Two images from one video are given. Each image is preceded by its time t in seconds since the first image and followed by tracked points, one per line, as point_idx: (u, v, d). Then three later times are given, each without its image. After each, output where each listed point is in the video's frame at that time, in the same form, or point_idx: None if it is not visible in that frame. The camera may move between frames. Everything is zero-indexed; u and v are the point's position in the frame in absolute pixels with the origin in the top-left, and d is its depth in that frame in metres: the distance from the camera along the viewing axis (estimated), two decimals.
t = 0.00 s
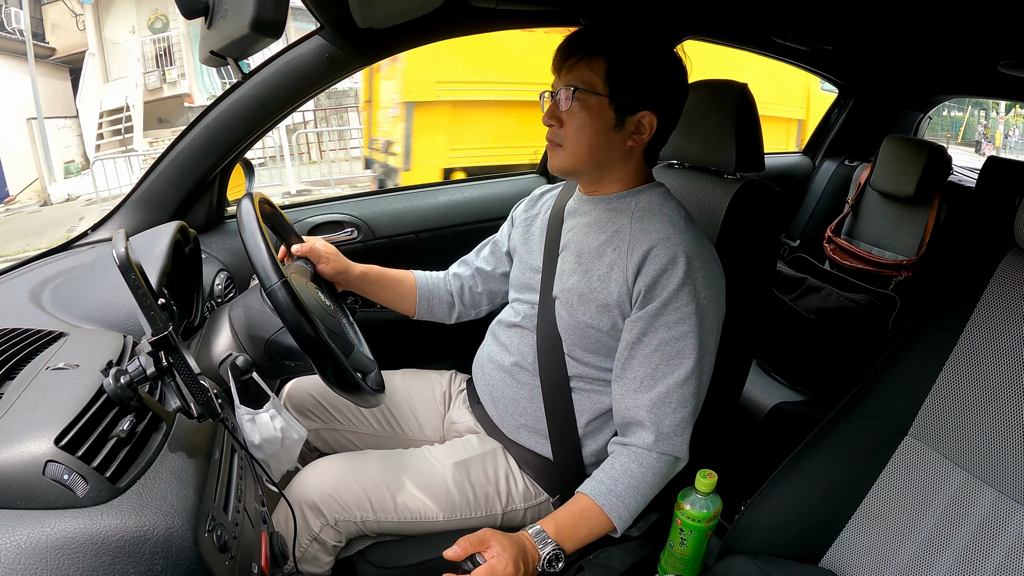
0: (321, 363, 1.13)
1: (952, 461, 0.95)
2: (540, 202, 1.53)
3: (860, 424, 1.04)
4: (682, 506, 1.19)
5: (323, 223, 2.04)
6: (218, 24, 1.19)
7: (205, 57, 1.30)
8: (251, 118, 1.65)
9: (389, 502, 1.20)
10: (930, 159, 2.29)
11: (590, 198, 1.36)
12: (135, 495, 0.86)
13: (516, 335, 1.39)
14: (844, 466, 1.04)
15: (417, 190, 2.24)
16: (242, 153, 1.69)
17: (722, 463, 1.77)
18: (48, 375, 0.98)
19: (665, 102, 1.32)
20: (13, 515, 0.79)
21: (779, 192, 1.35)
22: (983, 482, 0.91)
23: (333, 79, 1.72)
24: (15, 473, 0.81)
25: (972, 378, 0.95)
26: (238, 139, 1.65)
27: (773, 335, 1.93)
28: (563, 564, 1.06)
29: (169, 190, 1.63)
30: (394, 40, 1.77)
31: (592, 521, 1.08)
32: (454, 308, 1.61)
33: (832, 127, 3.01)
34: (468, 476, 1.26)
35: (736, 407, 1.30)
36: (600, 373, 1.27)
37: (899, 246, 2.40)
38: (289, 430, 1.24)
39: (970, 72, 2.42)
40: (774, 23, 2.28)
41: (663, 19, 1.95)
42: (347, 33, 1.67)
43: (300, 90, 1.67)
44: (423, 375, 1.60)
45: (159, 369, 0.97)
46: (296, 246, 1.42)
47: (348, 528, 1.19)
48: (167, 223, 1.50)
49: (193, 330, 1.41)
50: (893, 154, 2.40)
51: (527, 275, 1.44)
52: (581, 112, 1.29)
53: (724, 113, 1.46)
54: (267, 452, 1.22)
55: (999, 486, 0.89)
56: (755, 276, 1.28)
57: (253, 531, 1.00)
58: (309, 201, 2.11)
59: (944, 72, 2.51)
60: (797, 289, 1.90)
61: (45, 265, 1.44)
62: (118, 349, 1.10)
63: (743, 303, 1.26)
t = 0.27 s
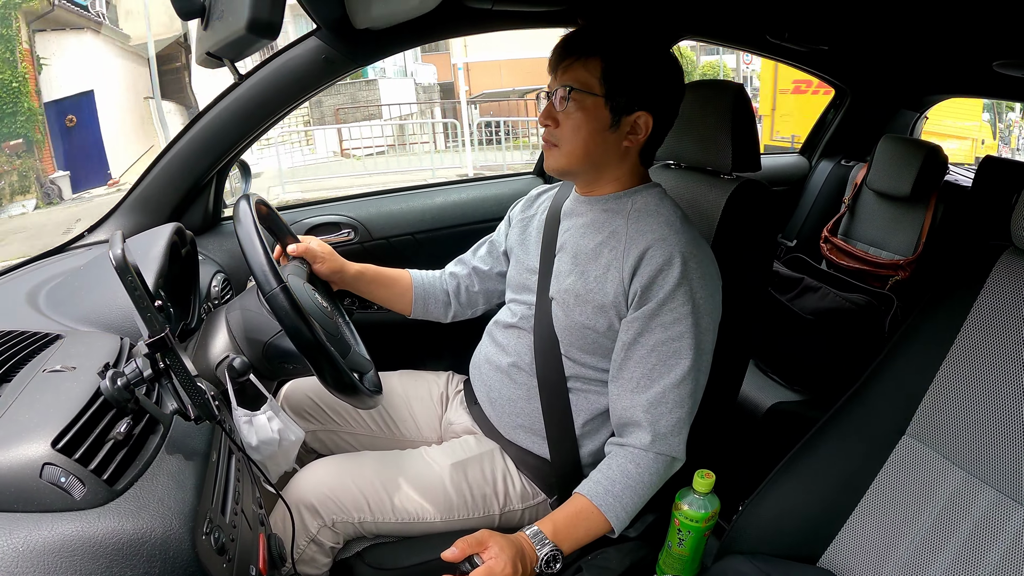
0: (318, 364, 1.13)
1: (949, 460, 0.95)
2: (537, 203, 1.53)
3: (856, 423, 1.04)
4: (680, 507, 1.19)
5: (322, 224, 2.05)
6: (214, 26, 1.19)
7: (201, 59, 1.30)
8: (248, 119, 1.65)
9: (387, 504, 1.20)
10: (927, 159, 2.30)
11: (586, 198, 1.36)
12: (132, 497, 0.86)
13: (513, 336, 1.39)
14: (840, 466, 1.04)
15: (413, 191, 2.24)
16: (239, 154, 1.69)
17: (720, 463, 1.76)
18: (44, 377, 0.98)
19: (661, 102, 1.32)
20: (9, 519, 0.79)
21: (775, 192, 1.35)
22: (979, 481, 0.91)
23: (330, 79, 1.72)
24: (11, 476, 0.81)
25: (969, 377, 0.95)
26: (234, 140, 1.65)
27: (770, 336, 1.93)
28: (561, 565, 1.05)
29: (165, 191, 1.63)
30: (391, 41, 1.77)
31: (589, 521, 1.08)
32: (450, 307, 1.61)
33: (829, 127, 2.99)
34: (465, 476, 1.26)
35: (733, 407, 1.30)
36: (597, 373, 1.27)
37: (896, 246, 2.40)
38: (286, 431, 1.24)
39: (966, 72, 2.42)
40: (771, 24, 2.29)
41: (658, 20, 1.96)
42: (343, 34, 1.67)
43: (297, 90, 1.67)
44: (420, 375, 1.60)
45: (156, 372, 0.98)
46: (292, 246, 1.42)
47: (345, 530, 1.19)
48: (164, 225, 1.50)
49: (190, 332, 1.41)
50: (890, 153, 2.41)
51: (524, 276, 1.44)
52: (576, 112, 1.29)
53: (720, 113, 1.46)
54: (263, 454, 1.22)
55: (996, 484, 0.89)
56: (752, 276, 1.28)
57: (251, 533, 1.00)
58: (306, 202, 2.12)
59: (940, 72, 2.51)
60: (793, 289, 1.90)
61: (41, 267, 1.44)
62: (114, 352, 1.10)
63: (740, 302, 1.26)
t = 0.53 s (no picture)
0: (314, 364, 1.13)
1: (946, 458, 0.95)
2: (533, 202, 1.53)
3: (852, 420, 1.04)
4: (677, 505, 1.18)
5: (317, 224, 2.05)
6: (208, 25, 1.19)
7: (196, 58, 1.30)
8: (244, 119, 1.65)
9: (385, 504, 1.20)
10: (922, 157, 2.31)
11: (582, 196, 1.36)
12: (129, 499, 0.86)
13: (510, 335, 1.39)
14: (836, 463, 1.04)
15: (409, 191, 2.24)
16: (235, 154, 1.69)
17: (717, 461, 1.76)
18: (40, 378, 0.97)
19: (657, 100, 1.32)
20: (6, 520, 0.79)
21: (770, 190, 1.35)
22: (976, 479, 0.91)
23: (325, 79, 1.72)
24: (8, 478, 0.81)
25: (966, 374, 0.96)
26: (230, 140, 1.64)
27: (766, 334, 1.94)
28: (559, 564, 1.06)
29: (161, 191, 1.63)
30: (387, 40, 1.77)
31: (587, 520, 1.08)
32: (447, 308, 1.61)
33: (824, 124, 3.00)
34: (463, 476, 1.26)
35: (730, 405, 1.30)
36: (594, 372, 1.27)
37: (892, 244, 2.40)
38: (283, 432, 1.24)
39: (962, 70, 2.43)
40: (766, 23, 2.29)
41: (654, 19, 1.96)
42: (339, 33, 1.66)
43: (292, 90, 1.67)
44: (416, 375, 1.60)
45: (152, 372, 0.97)
46: (290, 247, 1.43)
47: (343, 530, 1.19)
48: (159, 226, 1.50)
49: (186, 333, 1.39)
50: (886, 151, 2.41)
51: (520, 275, 1.44)
52: (571, 109, 1.29)
53: (714, 111, 1.46)
54: (260, 455, 1.21)
55: (993, 481, 0.90)
56: (748, 274, 1.29)
57: (248, 533, 1.00)
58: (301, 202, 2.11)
59: (936, 70, 2.52)
60: (790, 287, 1.90)
61: (38, 267, 1.44)
62: (111, 352, 1.10)
63: (736, 300, 1.26)
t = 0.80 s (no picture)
0: (312, 362, 1.13)
1: (944, 454, 0.95)
2: (530, 200, 1.53)
3: (850, 416, 1.04)
4: (675, 502, 1.19)
5: (313, 223, 2.04)
6: (205, 24, 1.18)
7: (193, 57, 1.30)
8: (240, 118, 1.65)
9: (383, 502, 1.20)
10: (919, 154, 2.32)
11: (579, 193, 1.36)
12: (127, 499, 0.86)
13: (507, 333, 1.39)
14: (833, 459, 1.04)
15: (405, 189, 2.24)
16: (231, 153, 1.69)
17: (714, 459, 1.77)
18: (38, 378, 0.97)
19: (654, 97, 1.32)
20: (3, 521, 0.79)
21: (766, 187, 1.35)
22: (974, 475, 0.91)
23: (321, 77, 1.71)
24: (6, 478, 0.81)
25: (964, 371, 0.96)
26: (226, 138, 1.64)
27: (763, 331, 1.94)
28: (557, 562, 1.06)
29: (158, 190, 1.63)
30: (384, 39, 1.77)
31: (586, 518, 1.08)
32: (447, 309, 1.61)
33: (820, 122, 2.99)
34: (461, 474, 1.26)
35: (727, 402, 1.30)
36: (591, 370, 1.27)
37: (888, 241, 2.41)
38: (280, 431, 1.23)
39: (958, 67, 2.43)
40: (763, 20, 2.29)
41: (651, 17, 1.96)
42: (335, 32, 1.66)
43: (288, 88, 1.67)
44: (412, 373, 1.59)
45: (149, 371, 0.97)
46: (289, 248, 1.42)
47: (341, 528, 1.19)
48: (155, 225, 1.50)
49: (182, 332, 1.42)
50: (883, 149, 2.42)
51: (518, 273, 1.44)
52: (568, 105, 1.29)
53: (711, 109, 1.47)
54: (258, 454, 1.21)
55: (990, 477, 0.90)
56: (745, 272, 1.29)
57: (246, 533, 1.00)
58: (297, 202, 2.11)
59: (933, 68, 2.53)
60: (786, 284, 1.90)
61: (34, 267, 1.44)
62: (108, 352, 1.10)
63: (733, 297, 1.27)
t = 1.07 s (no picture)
0: (311, 363, 1.13)
1: (945, 448, 0.95)
2: (529, 198, 1.53)
3: (851, 411, 1.04)
4: (676, 499, 1.19)
5: (312, 223, 2.03)
6: (203, 24, 1.18)
7: (190, 58, 1.29)
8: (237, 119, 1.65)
9: (384, 503, 1.20)
10: (917, 149, 2.32)
11: (578, 191, 1.36)
12: (129, 501, 0.86)
13: (507, 331, 1.39)
14: (834, 455, 1.04)
15: (404, 189, 2.24)
16: (229, 154, 1.68)
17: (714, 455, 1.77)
18: (38, 381, 0.97)
19: (653, 95, 1.32)
20: (5, 524, 0.79)
21: (764, 184, 1.36)
22: (976, 470, 0.91)
23: (318, 78, 1.71)
24: (7, 482, 0.81)
25: (964, 366, 0.96)
26: (224, 140, 1.64)
27: (762, 327, 1.94)
28: (559, 560, 1.06)
29: (156, 192, 1.62)
30: (381, 38, 1.77)
31: (587, 517, 1.08)
32: (449, 311, 1.61)
33: (818, 119, 3.00)
34: (462, 473, 1.26)
35: (727, 398, 1.31)
36: (591, 367, 1.27)
37: (887, 236, 2.41)
38: (280, 432, 1.23)
39: (956, 62, 2.43)
40: (761, 16, 2.29)
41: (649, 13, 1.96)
42: (331, 32, 1.66)
43: (285, 89, 1.66)
44: (413, 373, 1.59)
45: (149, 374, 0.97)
46: (292, 253, 1.42)
47: (342, 529, 1.19)
48: (154, 227, 1.50)
49: (182, 333, 1.42)
50: (881, 144, 2.42)
51: (517, 271, 1.44)
52: (568, 101, 1.29)
53: (710, 106, 1.46)
54: (259, 455, 1.21)
55: (991, 472, 0.90)
56: (744, 268, 1.29)
57: (248, 534, 1.00)
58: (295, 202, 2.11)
59: (931, 62, 2.52)
60: (785, 280, 1.90)
61: (33, 271, 1.44)
62: (107, 354, 1.10)
63: (732, 294, 1.27)
